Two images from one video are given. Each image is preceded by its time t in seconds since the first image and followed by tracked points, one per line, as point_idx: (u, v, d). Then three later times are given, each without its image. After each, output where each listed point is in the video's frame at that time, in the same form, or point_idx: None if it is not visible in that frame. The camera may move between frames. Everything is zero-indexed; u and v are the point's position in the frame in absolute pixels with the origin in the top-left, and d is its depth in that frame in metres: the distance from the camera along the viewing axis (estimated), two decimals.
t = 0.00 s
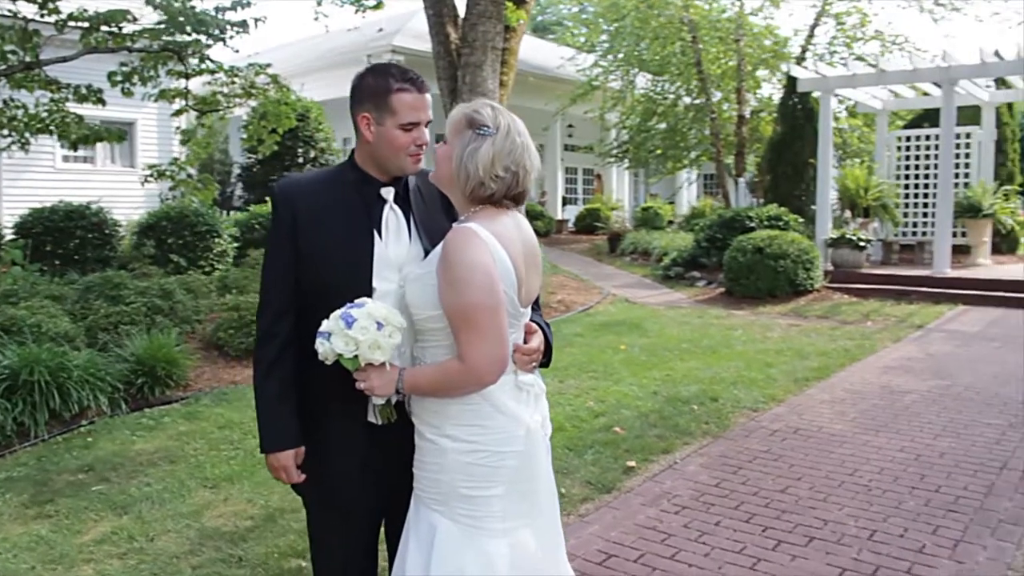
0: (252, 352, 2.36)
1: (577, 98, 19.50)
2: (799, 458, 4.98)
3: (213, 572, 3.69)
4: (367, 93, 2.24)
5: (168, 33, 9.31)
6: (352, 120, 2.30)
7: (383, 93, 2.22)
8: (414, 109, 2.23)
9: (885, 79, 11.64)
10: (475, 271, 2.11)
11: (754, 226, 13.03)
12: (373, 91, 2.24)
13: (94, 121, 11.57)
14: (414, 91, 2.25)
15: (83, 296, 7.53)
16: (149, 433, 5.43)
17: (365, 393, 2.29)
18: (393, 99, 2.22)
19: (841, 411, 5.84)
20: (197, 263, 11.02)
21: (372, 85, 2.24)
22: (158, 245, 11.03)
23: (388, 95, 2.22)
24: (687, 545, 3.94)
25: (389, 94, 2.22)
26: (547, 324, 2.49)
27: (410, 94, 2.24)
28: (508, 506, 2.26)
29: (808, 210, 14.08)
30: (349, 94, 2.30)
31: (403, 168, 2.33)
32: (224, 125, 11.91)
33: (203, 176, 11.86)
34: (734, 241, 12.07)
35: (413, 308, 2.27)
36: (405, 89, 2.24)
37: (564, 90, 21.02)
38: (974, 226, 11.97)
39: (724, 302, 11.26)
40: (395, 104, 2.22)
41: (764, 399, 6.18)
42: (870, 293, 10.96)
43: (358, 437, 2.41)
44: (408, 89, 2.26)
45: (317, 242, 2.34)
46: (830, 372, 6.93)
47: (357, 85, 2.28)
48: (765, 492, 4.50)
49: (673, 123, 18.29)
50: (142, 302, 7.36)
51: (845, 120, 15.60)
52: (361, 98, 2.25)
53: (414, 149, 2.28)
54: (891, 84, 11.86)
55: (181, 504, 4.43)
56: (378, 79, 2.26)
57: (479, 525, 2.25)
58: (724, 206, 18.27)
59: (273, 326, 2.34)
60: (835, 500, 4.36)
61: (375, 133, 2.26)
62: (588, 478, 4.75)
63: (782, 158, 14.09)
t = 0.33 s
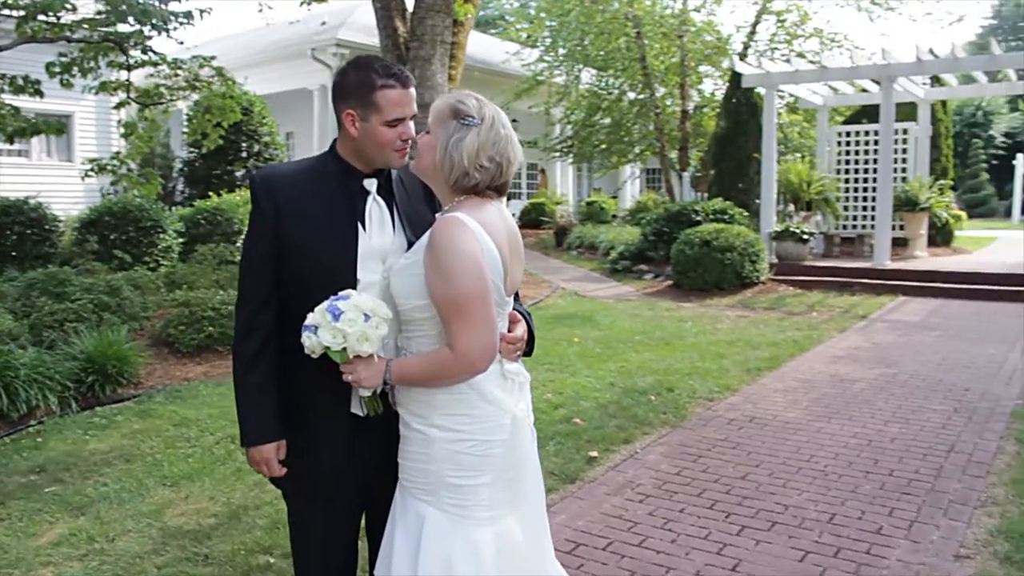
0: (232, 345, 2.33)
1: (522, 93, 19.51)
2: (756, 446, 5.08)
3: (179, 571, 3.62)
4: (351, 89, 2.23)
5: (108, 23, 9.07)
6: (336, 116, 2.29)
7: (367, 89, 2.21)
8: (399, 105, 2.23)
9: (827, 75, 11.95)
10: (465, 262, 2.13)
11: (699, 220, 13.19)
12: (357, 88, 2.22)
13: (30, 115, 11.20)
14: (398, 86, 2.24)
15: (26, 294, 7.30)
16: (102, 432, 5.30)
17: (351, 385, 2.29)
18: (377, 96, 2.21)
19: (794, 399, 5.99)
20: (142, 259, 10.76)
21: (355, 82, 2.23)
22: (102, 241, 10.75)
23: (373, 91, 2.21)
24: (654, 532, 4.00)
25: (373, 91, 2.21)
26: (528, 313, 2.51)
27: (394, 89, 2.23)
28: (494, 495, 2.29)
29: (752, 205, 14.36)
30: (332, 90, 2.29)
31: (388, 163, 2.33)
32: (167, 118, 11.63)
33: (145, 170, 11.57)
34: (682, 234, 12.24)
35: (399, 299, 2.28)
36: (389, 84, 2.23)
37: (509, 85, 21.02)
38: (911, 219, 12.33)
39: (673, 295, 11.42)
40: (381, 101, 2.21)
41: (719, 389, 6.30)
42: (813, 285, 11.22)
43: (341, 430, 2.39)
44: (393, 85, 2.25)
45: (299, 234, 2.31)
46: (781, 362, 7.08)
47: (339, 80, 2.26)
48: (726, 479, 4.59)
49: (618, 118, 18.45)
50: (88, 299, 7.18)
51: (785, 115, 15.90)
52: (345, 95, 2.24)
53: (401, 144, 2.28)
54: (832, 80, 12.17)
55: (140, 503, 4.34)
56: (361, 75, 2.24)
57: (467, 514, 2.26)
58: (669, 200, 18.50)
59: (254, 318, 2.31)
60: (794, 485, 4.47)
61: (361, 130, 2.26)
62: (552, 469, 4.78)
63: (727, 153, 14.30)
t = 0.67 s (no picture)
0: (211, 341, 2.30)
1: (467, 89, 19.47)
2: (714, 437, 5.18)
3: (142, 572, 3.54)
4: (335, 90, 2.21)
5: (43, 12, 8.79)
6: (319, 114, 2.28)
7: (350, 90, 2.20)
8: (384, 104, 2.22)
9: (770, 73, 12.17)
10: (452, 254, 2.15)
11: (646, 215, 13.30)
12: (340, 88, 2.21)
13: None
14: (382, 85, 2.22)
15: None
16: (52, 434, 5.15)
17: (336, 380, 2.29)
18: (361, 96, 2.20)
19: (747, 391, 6.11)
20: (84, 256, 10.52)
21: (338, 82, 2.21)
22: (41, 237, 10.43)
23: (356, 91, 2.20)
24: (620, 523, 4.05)
25: (357, 92, 2.19)
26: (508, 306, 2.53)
27: (379, 89, 2.22)
28: (480, 488, 2.30)
29: (697, 199, 14.57)
30: (313, 87, 2.27)
31: (373, 160, 2.33)
32: (106, 111, 11.32)
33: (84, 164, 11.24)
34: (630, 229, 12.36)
35: (383, 294, 2.28)
36: (372, 83, 2.21)
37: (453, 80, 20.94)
38: (851, 214, 12.67)
39: (621, 289, 11.55)
40: (365, 102, 2.20)
41: (674, 381, 6.40)
42: (759, 278, 11.45)
43: (324, 427, 2.37)
44: (376, 83, 2.23)
45: (280, 228, 2.30)
46: (732, 354, 7.22)
47: (321, 79, 2.24)
48: (686, 470, 4.67)
49: (563, 114, 18.53)
50: (32, 297, 6.97)
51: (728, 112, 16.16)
52: (327, 95, 2.23)
53: (386, 143, 2.28)
54: (775, 77, 12.41)
55: (97, 506, 4.23)
56: (344, 74, 2.22)
57: (453, 508, 2.27)
58: (614, 196, 18.68)
59: (234, 313, 2.29)
60: (753, 474, 4.57)
61: (345, 129, 2.25)
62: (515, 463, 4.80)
63: (672, 148, 14.46)
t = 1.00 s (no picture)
0: (194, 340, 2.28)
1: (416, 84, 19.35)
2: (673, 432, 5.27)
3: None
4: (323, 93, 2.21)
5: None
6: (306, 116, 2.27)
7: (339, 94, 2.20)
8: (372, 107, 2.23)
9: (718, 73, 12.36)
10: (441, 253, 2.16)
11: (596, 213, 13.40)
12: (328, 91, 2.21)
13: None
14: (371, 88, 2.22)
15: None
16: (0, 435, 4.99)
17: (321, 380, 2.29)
18: (349, 100, 2.20)
19: (703, 387, 6.22)
20: (25, 252, 10.21)
21: (326, 85, 2.20)
22: None
23: (344, 95, 2.20)
24: (586, 519, 4.09)
25: (346, 95, 2.19)
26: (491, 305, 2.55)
27: (367, 92, 2.22)
28: (465, 485, 2.32)
29: (646, 197, 14.73)
30: (300, 88, 2.26)
31: (360, 162, 2.33)
32: (46, 102, 10.96)
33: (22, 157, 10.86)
34: (581, 226, 12.44)
35: (371, 293, 2.28)
36: (361, 87, 2.21)
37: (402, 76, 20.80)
38: (796, 213, 12.95)
39: (573, 286, 11.62)
40: (354, 106, 2.21)
41: (631, 378, 6.48)
42: (708, 276, 11.64)
43: (308, 428, 2.36)
44: (365, 86, 2.23)
45: (265, 226, 2.29)
46: (686, 350, 7.34)
47: (309, 81, 2.23)
48: (648, 465, 4.74)
49: (511, 111, 18.47)
50: None
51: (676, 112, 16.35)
52: (315, 98, 2.22)
53: (374, 145, 2.28)
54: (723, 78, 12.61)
55: (53, 508, 4.11)
56: (331, 77, 2.21)
57: (439, 505, 2.28)
58: (563, 193, 18.77)
59: (218, 313, 2.27)
60: (714, 469, 4.66)
61: (333, 132, 2.26)
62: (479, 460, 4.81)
63: (622, 147, 14.60)
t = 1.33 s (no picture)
0: (175, 337, 2.26)
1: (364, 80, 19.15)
2: (634, 427, 5.33)
3: None
4: (310, 93, 2.20)
5: None
6: (293, 115, 2.27)
7: (327, 93, 2.19)
8: (360, 106, 2.22)
9: (667, 72, 12.49)
10: (429, 249, 2.16)
11: (546, 210, 13.44)
12: (315, 91, 2.20)
13: None
14: (359, 87, 2.22)
15: None
16: None
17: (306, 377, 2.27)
18: (338, 100, 2.20)
19: (660, 382, 6.31)
20: None
21: (314, 84, 2.19)
22: None
23: (333, 95, 2.19)
24: (554, 513, 4.12)
25: (334, 95, 2.19)
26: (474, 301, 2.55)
27: (356, 91, 2.21)
28: (450, 481, 2.33)
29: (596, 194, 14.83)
30: (286, 87, 2.25)
31: (346, 160, 2.33)
32: None
33: None
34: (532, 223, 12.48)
35: (357, 290, 2.27)
36: (349, 86, 2.21)
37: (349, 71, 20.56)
38: (743, 211, 13.20)
39: (524, 283, 11.64)
40: (342, 105, 2.20)
41: (589, 373, 6.54)
42: (657, 273, 11.79)
43: (291, 426, 2.35)
44: (353, 84, 2.22)
45: (249, 224, 2.28)
46: (641, 346, 7.43)
47: (295, 79, 2.22)
48: (611, 459, 4.80)
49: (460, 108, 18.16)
50: None
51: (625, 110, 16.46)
52: (302, 97, 2.21)
53: (361, 144, 2.28)
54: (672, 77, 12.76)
55: (8, 510, 3.97)
56: (318, 76, 2.20)
57: (424, 501, 2.29)
58: (512, 191, 18.79)
59: (200, 311, 2.25)
60: (676, 463, 4.73)
61: (321, 131, 2.25)
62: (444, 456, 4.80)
63: (572, 144, 14.66)
